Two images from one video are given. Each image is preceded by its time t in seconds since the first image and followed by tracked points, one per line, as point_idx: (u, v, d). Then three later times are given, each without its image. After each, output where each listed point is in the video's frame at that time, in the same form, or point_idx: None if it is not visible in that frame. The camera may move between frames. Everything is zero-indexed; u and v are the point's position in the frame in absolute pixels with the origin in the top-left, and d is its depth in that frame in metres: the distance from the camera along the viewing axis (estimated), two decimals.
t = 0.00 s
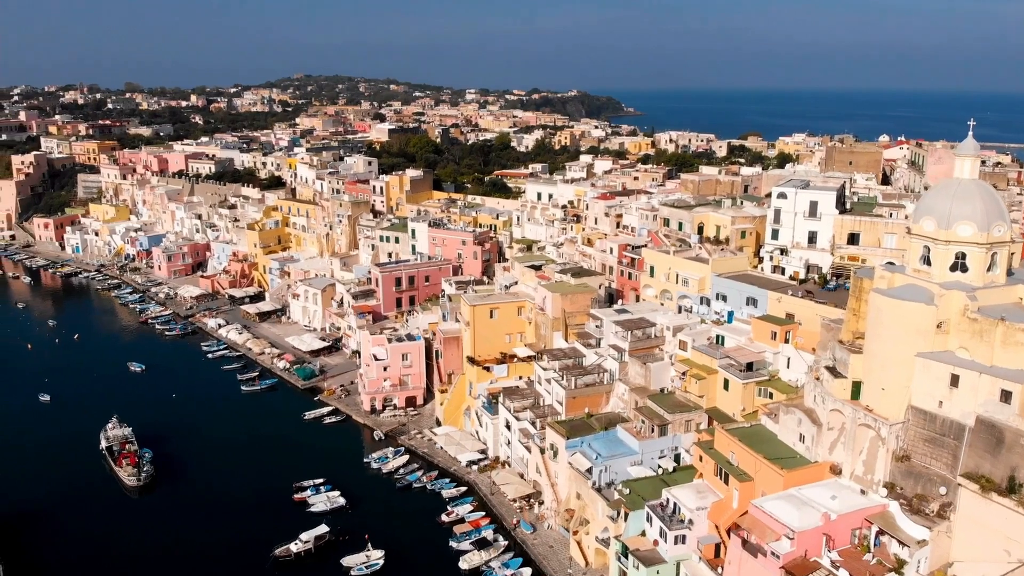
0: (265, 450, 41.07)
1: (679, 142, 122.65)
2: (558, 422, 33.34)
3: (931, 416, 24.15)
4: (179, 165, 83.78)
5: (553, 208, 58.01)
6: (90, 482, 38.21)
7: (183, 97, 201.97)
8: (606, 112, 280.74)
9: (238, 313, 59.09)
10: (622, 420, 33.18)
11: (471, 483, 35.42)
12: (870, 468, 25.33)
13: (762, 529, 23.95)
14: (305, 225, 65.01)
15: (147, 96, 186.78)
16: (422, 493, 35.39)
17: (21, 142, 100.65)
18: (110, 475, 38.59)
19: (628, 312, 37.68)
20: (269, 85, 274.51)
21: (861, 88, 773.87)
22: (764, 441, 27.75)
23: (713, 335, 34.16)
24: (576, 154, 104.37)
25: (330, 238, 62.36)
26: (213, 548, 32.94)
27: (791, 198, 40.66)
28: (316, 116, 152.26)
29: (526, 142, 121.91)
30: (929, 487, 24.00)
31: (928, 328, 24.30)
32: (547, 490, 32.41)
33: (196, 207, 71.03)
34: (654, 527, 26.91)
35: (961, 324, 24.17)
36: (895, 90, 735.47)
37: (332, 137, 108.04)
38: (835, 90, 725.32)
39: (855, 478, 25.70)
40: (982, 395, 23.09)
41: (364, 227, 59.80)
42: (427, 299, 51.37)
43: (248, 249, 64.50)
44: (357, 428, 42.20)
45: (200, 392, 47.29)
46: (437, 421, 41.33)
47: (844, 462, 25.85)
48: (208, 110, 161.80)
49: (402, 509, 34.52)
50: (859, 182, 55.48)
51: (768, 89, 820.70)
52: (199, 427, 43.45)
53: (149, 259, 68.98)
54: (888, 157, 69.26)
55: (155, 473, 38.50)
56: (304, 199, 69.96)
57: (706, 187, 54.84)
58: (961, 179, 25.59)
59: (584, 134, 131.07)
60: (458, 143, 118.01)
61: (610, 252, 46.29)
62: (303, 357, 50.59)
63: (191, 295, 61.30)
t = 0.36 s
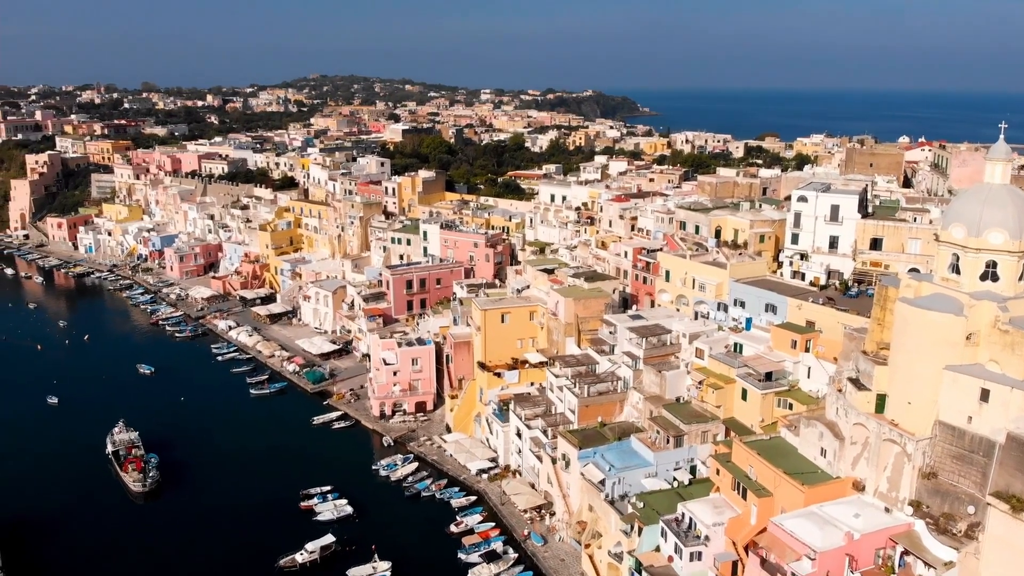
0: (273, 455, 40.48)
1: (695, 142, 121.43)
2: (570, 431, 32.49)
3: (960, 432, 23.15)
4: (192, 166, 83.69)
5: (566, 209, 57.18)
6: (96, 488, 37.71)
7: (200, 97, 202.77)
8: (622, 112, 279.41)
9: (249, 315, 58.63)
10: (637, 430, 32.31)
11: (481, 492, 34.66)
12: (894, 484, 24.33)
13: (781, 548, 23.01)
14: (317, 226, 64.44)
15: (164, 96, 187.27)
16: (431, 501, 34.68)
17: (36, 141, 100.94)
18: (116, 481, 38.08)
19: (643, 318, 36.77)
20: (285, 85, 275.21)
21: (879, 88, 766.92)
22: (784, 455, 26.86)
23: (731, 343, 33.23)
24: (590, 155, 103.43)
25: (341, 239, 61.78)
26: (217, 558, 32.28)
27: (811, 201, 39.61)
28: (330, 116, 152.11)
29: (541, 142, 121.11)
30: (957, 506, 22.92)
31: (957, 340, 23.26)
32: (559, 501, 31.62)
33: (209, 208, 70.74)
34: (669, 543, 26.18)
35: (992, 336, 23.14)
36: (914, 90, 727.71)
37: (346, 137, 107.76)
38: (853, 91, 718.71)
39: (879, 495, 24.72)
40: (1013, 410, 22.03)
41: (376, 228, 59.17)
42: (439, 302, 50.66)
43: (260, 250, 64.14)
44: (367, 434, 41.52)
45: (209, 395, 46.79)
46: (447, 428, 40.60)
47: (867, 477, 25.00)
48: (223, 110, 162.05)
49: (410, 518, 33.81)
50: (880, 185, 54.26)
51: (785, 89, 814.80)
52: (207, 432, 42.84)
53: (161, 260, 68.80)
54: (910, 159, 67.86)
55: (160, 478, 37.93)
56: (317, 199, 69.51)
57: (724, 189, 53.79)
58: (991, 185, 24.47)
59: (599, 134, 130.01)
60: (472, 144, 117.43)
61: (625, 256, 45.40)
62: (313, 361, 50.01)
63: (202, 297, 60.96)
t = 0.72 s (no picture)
0: (276, 460, 39.84)
1: (706, 142, 120.35)
2: (578, 440, 31.65)
3: (984, 448, 22.21)
4: (199, 166, 83.34)
5: (575, 211, 56.33)
6: (95, 495, 37.12)
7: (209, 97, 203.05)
8: (631, 112, 278.27)
9: (254, 317, 58.08)
10: (646, 439, 31.44)
11: (486, 502, 33.87)
12: (915, 501, 23.25)
13: (797, 567, 22.05)
14: (323, 227, 63.79)
15: (174, 96, 187.30)
16: (435, 511, 33.93)
17: (45, 141, 100.86)
18: (116, 488, 37.49)
19: (652, 324, 35.88)
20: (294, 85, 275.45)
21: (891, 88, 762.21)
22: (799, 469, 25.95)
23: (744, 351, 32.34)
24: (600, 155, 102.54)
25: (348, 240, 61.13)
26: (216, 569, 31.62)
27: (827, 204, 38.66)
28: (339, 116, 151.73)
29: (550, 143, 120.28)
30: (980, 525, 21.97)
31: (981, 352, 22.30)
32: (566, 513, 30.80)
33: (215, 209, 70.28)
34: (679, 559, 25.23)
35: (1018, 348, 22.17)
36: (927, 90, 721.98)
37: (354, 137, 107.27)
38: (865, 91, 713.64)
39: (899, 512, 23.68)
40: None
41: (383, 230, 58.45)
42: (445, 305, 49.93)
43: (266, 252, 63.63)
44: (371, 440, 40.76)
45: (212, 400, 46.20)
46: (452, 434, 39.81)
47: (886, 493, 23.99)
48: (233, 110, 161.94)
49: (414, 529, 33.06)
50: (896, 187, 53.15)
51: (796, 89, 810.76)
52: (209, 437, 42.24)
53: (167, 261, 68.40)
54: (925, 160, 66.66)
55: (161, 485, 37.33)
56: (323, 201, 68.94)
57: (736, 191, 52.80)
58: (1016, 189, 23.40)
59: (608, 134, 129.00)
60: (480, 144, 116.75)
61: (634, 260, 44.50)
62: (317, 364, 49.30)
63: (207, 298, 60.47)
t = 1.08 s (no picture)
0: (279, 467, 39.11)
1: (717, 143, 119.24)
2: (586, 450, 30.80)
3: (1010, 465, 21.30)
4: (206, 167, 82.98)
5: (583, 214, 55.50)
6: (94, 501, 36.49)
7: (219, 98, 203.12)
8: (641, 112, 277.08)
9: (260, 319, 57.51)
10: (657, 450, 30.57)
11: (492, 512, 33.10)
12: (937, 519, 22.38)
13: None
14: (329, 229, 63.14)
15: (183, 96, 187.18)
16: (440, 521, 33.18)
17: (53, 142, 100.76)
18: (115, 495, 36.84)
19: (663, 330, 34.98)
20: (304, 85, 275.62)
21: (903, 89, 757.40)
22: (815, 484, 25.03)
23: (757, 359, 31.45)
24: (609, 156, 101.68)
25: (354, 242, 60.51)
26: None
27: (843, 208, 37.69)
28: (347, 116, 151.36)
29: (559, 143, 119.42)
30: (1006, 546, 21.12)
31: (1007, 364, 21.37)
32: (574, 525, 29.98)
33: (222, 209, 69.81)
34: None
35: None
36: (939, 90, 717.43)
37: (363, 138, 106.82)
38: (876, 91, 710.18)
39: (920, 531, 22.81)
40: None
41: (389, 232, 57.76)
42: (451, 308, 49.19)
43: (272, 253, 63.09)
44: (375, 447, 40.02)
45: (216, 404, 45.58)
46: (457, 441, 39.03)
47: (906, 511, 23.12)
48: (242, 110, 161.82)
49: (417, 540, 32.32)
50: (911, 189, 52.04)
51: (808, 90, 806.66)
52: (212, 442, 41.62)
53: (173, 262, 67.99)
54: (941, 162, 65.44)
55: (161, 492, 36.69)
56: (330, 202, 68.36)
57: (748, 194, 51.84)
58: None
59: (618, 135, 127.99)
60: (488, 145, 115.94)
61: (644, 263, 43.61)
62: (322, 368, 48.64)
63: (213, 300, 59.96)
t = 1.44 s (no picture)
0: (284, 475, 38.38)
1: (729, 143, 117.99)
2: (596, 461, 29.93)
3: None
4: (215, 167, 82.66)
5: (594, 216, 54.59)
6: (95, 507, 35.81)
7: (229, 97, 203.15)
8: (653, 112, 275.71)
9: (266, 322, 56.97)
10: (668, 461, 29.69)
11: (499, 523, 32.31)
12: (961, 539, 21.44)
13: None
14: (337, 230, 62.52)
15: (194, 96, 187.26)
16: (445, 532, 32.42)
17: (63, 142, 100.74)
18: (116, 500, 36.19)
19: (675, 336, 34.06)
20: (315, 85, 275.86)
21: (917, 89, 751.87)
22: (833, 500, 24.15)
23: (773, 368, 30.52)
24: (620, 156, 100.76)
25: (362, 244, 59.87)
26: None
27: (861, 212, 36.66)
28: (357, 116, 150.96)
29: (569, 144, 118.55)
30: None
31: None
32: (582, 538, 29.14)
33: (230, 210, 69.36)
34: None
35: None
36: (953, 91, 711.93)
37: (372, 138, 106.30)
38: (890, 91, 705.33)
39: (944, 551, 21.85)
40: None
41: (397, 233, 57.05)
42: (459, 311, 48.46)
43: (280, 255, 62.56)
44: (381, 454, 39.24)
45: (220, 408, 44.96)
46: (464, 449, 38.27)
47: (930, 529, 22.15)
48: (252, 110, 161.71)
49: (422, 552, 31.56)
50: (930, 192, 50.86)
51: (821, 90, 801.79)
52: (216, 447, 40.96)
53: (181, 263, 67.60)
54: (959, 164, 64.14)
55: (163, 499, 36.02)
56: (338, 203, 67.79)
57: (762, 196, 50.82)
58: None
59: (629, 135, 126.98)
60: (498, 145, 115.17)
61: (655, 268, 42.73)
62: (328, 372, 47.98)
63: (220, 302, 59.49)
